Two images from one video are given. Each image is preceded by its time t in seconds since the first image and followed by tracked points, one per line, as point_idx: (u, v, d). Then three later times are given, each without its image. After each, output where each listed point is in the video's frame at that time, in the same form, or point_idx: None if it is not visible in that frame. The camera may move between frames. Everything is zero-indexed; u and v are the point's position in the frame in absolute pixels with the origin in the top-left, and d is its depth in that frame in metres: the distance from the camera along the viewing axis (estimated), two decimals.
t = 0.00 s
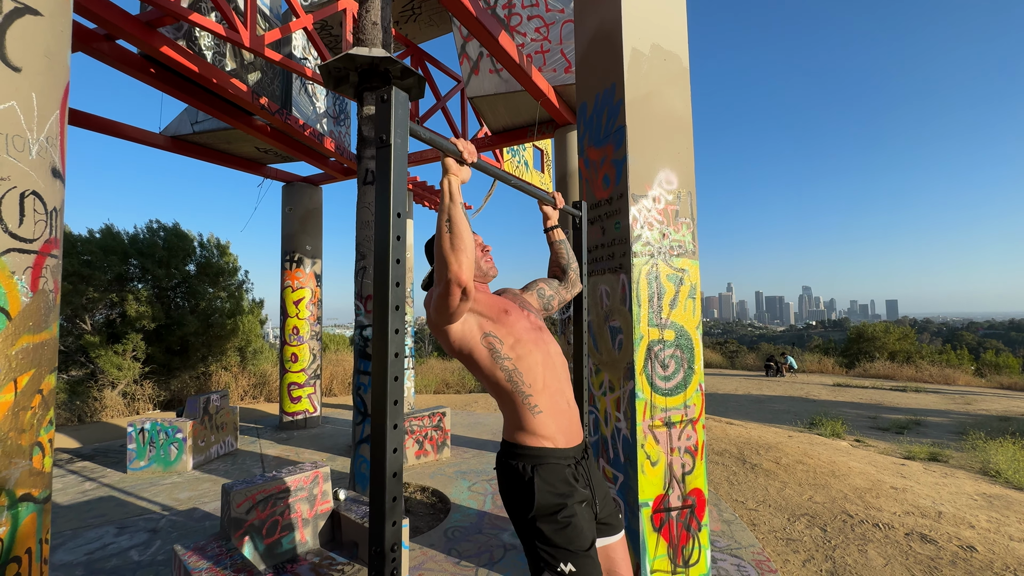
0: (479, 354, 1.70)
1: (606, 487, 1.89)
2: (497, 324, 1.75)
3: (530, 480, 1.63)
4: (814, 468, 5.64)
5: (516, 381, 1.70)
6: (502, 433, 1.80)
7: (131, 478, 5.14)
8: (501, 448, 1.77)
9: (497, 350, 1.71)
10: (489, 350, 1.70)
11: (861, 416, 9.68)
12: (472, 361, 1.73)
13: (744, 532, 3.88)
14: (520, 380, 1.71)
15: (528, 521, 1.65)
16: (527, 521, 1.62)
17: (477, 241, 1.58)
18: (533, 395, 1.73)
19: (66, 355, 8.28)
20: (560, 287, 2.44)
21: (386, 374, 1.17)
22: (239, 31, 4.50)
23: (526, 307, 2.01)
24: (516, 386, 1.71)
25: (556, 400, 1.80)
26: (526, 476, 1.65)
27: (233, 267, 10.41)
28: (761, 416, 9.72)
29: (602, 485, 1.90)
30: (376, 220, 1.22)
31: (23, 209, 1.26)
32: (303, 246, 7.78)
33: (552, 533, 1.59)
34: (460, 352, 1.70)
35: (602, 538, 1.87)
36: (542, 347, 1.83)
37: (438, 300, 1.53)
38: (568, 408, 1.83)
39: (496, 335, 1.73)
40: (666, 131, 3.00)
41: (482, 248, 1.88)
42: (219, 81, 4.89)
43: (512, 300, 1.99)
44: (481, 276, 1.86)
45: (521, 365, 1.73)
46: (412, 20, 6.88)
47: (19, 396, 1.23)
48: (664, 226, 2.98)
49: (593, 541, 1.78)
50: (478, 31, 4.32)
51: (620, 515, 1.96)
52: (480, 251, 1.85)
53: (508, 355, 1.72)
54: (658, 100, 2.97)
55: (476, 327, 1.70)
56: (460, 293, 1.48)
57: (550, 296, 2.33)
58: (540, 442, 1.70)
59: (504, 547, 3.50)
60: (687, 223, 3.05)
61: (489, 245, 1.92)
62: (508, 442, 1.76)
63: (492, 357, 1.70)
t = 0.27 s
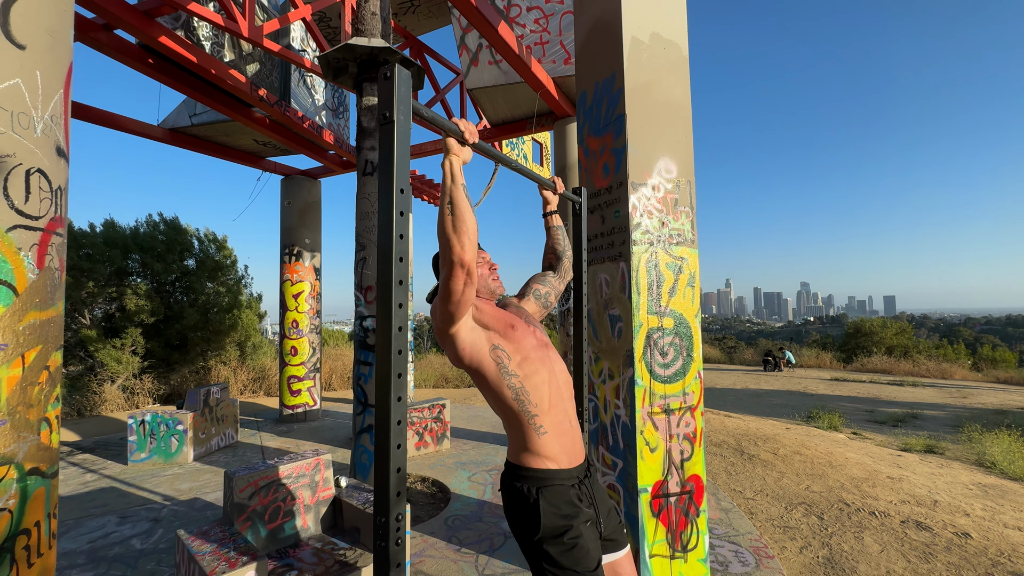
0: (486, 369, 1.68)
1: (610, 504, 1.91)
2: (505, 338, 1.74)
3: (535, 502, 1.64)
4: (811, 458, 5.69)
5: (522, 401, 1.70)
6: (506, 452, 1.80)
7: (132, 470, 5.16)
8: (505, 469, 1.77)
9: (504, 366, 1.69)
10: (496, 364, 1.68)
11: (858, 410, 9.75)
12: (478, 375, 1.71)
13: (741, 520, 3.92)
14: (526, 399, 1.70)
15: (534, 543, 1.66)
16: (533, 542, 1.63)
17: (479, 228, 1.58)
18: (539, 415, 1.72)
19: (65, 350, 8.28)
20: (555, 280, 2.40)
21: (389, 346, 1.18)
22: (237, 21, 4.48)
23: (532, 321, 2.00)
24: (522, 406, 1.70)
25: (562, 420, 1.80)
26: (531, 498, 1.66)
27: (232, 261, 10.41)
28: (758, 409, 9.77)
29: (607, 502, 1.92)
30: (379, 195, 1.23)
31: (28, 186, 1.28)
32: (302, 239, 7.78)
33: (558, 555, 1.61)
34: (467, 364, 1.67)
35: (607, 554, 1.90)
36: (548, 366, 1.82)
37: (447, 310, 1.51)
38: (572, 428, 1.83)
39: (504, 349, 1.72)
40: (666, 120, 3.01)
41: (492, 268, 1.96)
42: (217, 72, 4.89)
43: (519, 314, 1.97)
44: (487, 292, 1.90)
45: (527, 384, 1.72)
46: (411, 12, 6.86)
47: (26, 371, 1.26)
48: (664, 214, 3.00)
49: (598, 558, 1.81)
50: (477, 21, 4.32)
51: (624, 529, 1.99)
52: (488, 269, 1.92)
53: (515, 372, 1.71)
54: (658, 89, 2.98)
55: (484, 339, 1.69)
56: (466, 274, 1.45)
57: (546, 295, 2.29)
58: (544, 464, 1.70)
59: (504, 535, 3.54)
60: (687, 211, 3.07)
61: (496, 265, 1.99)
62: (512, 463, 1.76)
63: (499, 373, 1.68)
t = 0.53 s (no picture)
0: (491, 372, 1.64)
1: (604, 516, 1.92)
2: (509, 344, 1.73)
3: (529, 516, 1.63)
4: (808, 449, 5.72)
5: (523, 410, 1.67)
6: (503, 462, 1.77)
7: (131, 461, 5.16)
8: (501, 481, 1.75)
9: (507, 371, 1.67)
10: (500, 369, 1.65)
11: (854, 402, 9.81)
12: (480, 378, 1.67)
13: (739, 509, 3.94)
14: (527, 408, 1.68)
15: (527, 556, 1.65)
16: (526, 557, 1.62)
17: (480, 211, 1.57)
18: (538, 426, 1.70)
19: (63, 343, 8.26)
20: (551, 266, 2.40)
21: (390, 323, 1.19)
22: (234, 8, 4.43)
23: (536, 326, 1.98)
24: (522, 415, 1.67)
25: (561, 432, 1.78)
26: (525, 513, 1.65)
27: (230, 254, 10.38)
28: (756, 402, 9.82)
29: (601, 514, 1.93)
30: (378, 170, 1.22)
31: (23, 162, 1.27)
32: (301, 231, 7.75)
33: (551, 570, 1.60)
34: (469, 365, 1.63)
35: (600, 566, 1.91)
36: (550, 375, 1.81)
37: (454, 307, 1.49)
38: (570, 439, 1.81)
39: (507, 354, 1.70)
40: (666, 107, 2.99)
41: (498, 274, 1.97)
42: (214, 61, 4.87)
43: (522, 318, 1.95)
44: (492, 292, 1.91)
45: (529, 391, 1.70)
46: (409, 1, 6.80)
47: (24, 349, 1.26)
48: (664, 202, 2.99)
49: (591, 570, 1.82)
50: (477, 9, 4.29)
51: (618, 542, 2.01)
52: (493, 275, 1.94)
53: (517, 379, 1.69)
54: (658, 76, 2.96)
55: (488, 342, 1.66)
56: (464, 254, 1.43)
57: (544, 286, 2.28)
58: (540, 477, 1.69)
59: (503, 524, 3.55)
60: (686, 199, 3.06)
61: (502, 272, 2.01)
62: (509, 475, 1.73)
63: (502, 378, 1.65)
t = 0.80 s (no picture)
0: (482, 343, 1.65)
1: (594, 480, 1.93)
2: (502, 315, 1.73)
3: (521, 477, 1.63)
4: (805, 441, 5.76)
5: (514, 377, 1.67)
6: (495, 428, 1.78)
7: (130, 452, 5.16)
8: (494, 444, 1.76)
9: (499, 343, 1.67)
10: (492, 341, 1.66)
11: (851, 396, 9.86)
12: (472, 349, 1.69)
13: (737, 499, 3.96)
14: (518, 376, 1.68)
15: (518, 517, 1.66)
16: (517, 516, 1.63)
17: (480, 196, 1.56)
18: (531, 393, 1.70)
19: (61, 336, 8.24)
20: (552, 254, 2.38)
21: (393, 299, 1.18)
22: None
23: (529, 301, 1.98)
24: (513, 383, 1.68)
25: (555, 400, 1.78)
26: (517, 474, 1.65)
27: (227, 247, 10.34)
28: (754, 395, 9.87)
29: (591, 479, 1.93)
30: (381, 154, 1.21)
31: (20, 145, 1.25)
32: (299, 223, 7.71)
33: (541, 529, 1.61)
34: (461, 336, 1.64)
35: (589, 531, 1.91)
36: (544, 344, 1.80)
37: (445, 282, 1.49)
38: (565, 406, 1.81)
39: (499, 326, 1.70)
40: (667, 97, 2.97)
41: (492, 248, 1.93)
42: (210, 49, 4.81)
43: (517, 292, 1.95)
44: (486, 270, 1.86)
45: (521, 360, 1.70)
46: None
47: (22, 335, 1.25)
48: (665, 193, 2.97)
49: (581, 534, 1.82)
50: None
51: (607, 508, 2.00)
52: (487, 247, 1.89)
53: (509, 349, 1.69)
54: (660, 65, 2.94)
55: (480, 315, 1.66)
56: (465, 243, 1.43)
57: (544, 271, 2.27)
58: (532, 441, 1.69)
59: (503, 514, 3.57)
60: (688, 190, 3.05)
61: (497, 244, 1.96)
62: (500, 439, 1.74)
63: (494, 348, 1.66)
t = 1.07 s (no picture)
0: (460, 281, 1.72)
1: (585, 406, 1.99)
2: (481, 253, 1.78)
3: (512, 392, 1.66)
4: (803, 435, 5.79)
5: (494, 306, 1.73)
6: (483, 355, 1.83)
7: (129, 445, 5.16)
8: (484, 367, 1.80)
9: (478, 278, 1.73)
10: (470, 278, 1.72)
11: (848, 390, 9.91)
12: (453, 288, 1.75)
13: (735, 493, 3.98)
14: (498, 304, 1.74)
15: (509, 430, 1.67)
16: (509, 429, 1.65)
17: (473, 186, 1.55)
18: (513, 318, 1.75)
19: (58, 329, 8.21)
20: (546, 239, 2.44)
21: (393, 303, 1.17)
22: None
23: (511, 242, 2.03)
24: (495, 311, 1.74)
25: (539, 325, 1.82)
26: (508, 390, 1.68)
27: (225, 240, 10.29)
28: (751, 390, 9.91)
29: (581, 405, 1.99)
30: (380, 148, 1.19)
31: (15, 137, 1.23)
32: (297, 216, 7.68)
33: (533, 438, 1.63)
34: (442, 277, 1.71)
35: (581, 453, 1.98)
36: (524, 277, 1.86)
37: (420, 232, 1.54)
38: (550, 332, 1.86)
39: (478, 262, 1.75)
40: (669, 90, 2.95)
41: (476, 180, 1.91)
42: (207, 40, 4.76)
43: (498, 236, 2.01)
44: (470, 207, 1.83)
45: (500, 291, 1.76)
46: None
47: (19, 329, 1.24)
48: (666, 187, 2.96)
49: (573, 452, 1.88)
50: None
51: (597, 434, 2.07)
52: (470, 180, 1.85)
53: (488, 282, 1.74)
54: (662, 58, 2.91)
55: (459, 254, 1.72)
56: (447, 235, 1.47)
57: (536, 244, 2.35)
58: (520, 358, 1.72)
59: (502, 507, 3.58)
60: (689, 185, 3.03)
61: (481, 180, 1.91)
62: (489, 360, 1.79)
63: (472, 283, 1.72)
